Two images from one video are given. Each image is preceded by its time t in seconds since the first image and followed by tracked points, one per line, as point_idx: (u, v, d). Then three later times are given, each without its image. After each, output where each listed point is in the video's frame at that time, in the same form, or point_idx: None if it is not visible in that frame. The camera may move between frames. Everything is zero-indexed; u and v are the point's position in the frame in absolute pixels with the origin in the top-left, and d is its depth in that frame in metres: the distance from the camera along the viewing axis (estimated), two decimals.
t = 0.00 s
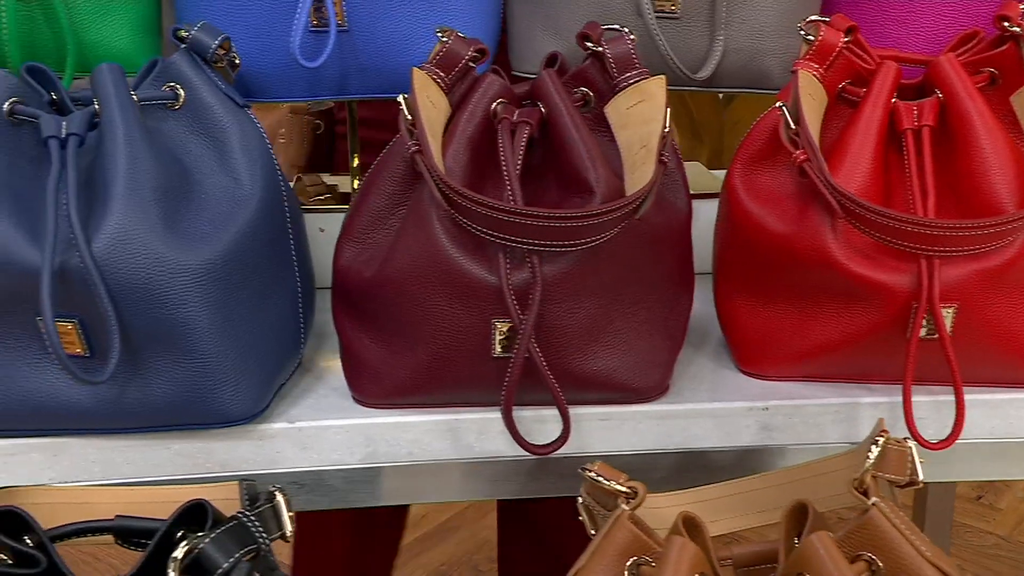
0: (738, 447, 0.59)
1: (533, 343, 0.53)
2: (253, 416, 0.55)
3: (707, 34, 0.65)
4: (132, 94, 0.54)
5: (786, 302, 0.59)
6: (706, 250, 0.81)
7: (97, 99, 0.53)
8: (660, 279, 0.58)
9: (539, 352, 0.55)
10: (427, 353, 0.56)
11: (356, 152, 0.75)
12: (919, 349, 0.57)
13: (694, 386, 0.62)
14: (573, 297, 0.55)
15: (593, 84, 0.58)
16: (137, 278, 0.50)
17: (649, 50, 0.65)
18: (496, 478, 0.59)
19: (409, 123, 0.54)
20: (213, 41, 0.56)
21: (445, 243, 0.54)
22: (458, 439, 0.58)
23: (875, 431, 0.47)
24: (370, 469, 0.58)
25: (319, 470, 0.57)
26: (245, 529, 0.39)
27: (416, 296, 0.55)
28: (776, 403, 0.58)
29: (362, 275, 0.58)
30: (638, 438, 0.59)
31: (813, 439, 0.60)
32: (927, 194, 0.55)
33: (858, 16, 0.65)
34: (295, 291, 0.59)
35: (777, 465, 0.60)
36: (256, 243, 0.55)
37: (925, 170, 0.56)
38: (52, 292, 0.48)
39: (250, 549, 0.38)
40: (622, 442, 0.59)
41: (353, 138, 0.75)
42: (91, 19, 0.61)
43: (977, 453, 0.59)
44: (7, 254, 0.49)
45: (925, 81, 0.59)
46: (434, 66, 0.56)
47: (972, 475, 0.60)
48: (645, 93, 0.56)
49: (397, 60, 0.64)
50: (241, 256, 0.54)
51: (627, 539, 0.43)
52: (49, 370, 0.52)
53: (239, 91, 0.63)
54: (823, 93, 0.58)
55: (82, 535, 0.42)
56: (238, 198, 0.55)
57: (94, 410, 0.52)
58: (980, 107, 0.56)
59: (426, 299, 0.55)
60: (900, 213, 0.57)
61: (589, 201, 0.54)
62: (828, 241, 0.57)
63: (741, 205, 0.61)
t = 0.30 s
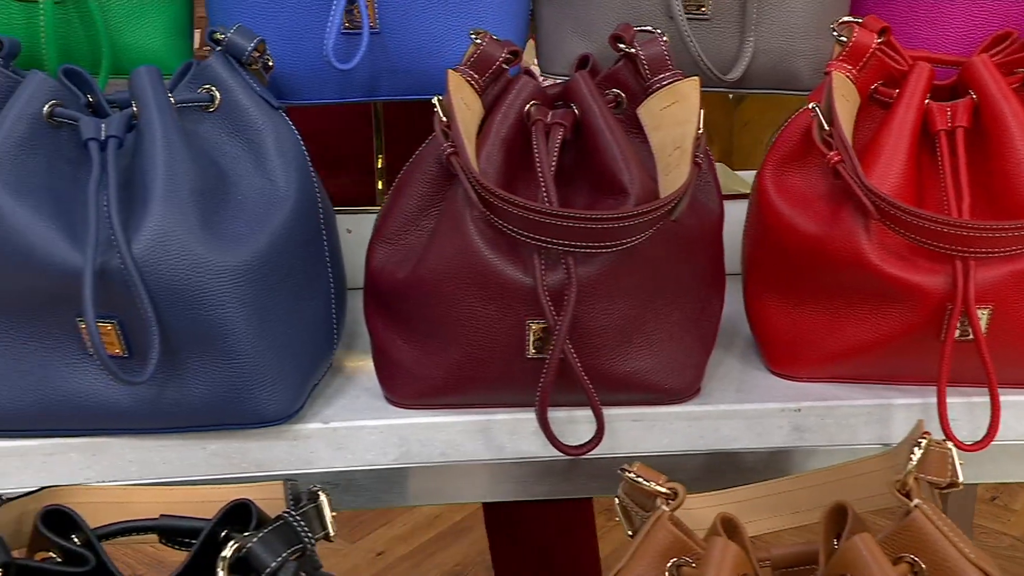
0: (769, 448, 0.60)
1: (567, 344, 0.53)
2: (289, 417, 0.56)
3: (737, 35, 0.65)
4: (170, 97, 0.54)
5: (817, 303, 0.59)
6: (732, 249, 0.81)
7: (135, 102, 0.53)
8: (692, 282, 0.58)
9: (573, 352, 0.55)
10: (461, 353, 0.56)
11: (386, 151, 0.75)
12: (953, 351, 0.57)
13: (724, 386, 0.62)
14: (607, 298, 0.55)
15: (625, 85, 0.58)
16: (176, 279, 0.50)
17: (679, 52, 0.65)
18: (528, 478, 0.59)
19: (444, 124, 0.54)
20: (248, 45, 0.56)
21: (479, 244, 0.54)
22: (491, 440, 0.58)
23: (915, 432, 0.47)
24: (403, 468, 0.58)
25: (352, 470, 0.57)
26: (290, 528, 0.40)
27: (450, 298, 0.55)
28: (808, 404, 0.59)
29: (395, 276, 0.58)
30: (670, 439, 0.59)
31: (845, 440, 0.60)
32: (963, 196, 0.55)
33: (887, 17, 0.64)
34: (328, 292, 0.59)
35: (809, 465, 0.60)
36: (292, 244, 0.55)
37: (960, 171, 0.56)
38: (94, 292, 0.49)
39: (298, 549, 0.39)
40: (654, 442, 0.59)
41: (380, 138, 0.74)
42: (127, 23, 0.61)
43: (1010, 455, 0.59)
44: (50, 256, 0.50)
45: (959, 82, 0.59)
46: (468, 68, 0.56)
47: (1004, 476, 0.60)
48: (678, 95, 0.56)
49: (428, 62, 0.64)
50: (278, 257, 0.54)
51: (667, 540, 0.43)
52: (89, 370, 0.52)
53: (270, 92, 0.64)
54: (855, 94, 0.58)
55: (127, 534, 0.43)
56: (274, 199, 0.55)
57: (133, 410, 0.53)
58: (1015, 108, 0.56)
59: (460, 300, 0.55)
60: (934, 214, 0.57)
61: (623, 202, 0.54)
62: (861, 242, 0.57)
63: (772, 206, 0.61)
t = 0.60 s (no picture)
0: (796, 447, 0.60)
1: (596, 344, 0.53)
2: (319, 416, 0.56)
3: (763, 35, 0.65)
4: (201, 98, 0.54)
5: (844, 302, 0.59)
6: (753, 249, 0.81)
7: (168, 102, 0.54)
8: (720, 281, 0.58)
9: (602, 351, 0.55)
10: (489, 352, 0.56)
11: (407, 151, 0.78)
12: (982, 351, 0.58)
13: (750, 385, 0.62)
14: (636, 297, 0.55)
15: (653, 84, 0.58)
16: (209, 279, 0.51)
17: (705, 51, 0.65)
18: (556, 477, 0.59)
19: (475, 124, 0.54)
20: (279, 46, 0.56)
21: (509, 244, 0.55)
22: (519, 439, 0.58)
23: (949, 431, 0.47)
24: (432, 467, 0.58)
25: (381, 468, 0.58)
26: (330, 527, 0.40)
27: (479, 297, 0.56)
28: (835, 404, 0.59)
29: (424, 275, 0.58)
30: (697, 438, 0.59)
31: (872, 439, 0.60)
32: (992, 195, 0.55)
33: (913, 17, 0.64)
34: (356, 291, 0.60)
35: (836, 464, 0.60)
36: (322, 244, 0.56)
37: (989, 170, 0.56)
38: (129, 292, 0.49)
39: (338, 548, 0.39)
40: (681, 441, 0.59)
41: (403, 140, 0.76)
42: (157, 24, 0.61)
43: None
44: (85, 256, 0.50)
45: (987, 81, 0.59)
46: (497, 67, 0.56)
47: None
48: (707, 94, 0.55)
49: (454, 61, 0.64)
50: (308, 257, 0.55)
51: (703, 539, 0.43)
52: (123, 369, 0.53)
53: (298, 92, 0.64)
54: (883, 93, 0.58)
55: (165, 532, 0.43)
56: (304, 199, 0.55)
57: (166, 409, 0.53)
58: None
59: (490, 299, 0.55)
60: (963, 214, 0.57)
61: (652, 202, 0.54)
62: (890, 241, 0.57)
63: (799, 206, 0.61)
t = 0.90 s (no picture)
0: (834, 446, 0.60)
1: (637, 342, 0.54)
2: (360, 414, 0.56)
3: (799, 34, 0.65)
4: (244, 97, 0.55)
5: (883, 301, 0.59)
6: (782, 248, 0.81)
7: (212, 102, 0.54)
8: (760, 280, 0.57)
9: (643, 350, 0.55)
10: (528, 351, 0.56)
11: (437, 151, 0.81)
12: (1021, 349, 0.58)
13: (787, 384, 0.62)
14: (675, 296, 0.55)
15: (692, 83, 0.58)
16: (254, 277, 0.51)
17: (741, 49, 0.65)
18: (594, 475, 0.60)
19: (516, 123, 0.54)
20: (320, 46, 0.57)
21: (549, 242, 0.55)
22: (557, 437, 0.58)
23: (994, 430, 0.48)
24: (470, 465, 0.58)
25: (420, 465, 0.58)
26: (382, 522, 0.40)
27: (519, 295, 0.56)
28: (875, 403, 0.59)
29: (463, 273, 0.59)
30: (735, 437, 0.59)
31: (909, 438, 0.60)
32: None
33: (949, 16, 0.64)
34: (395, 290, 0.60)
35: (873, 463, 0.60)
36: (362, 242, 0.56)
37: None
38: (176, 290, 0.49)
39: (391, 543, 0.39)
40: (719, 440, 0.59)
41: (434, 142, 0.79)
42: (197, 25, 0.62)
43: None
44: (132, 255, 0.50)
45: None
46: (536, 67, 0.57)
47: None
48: (747, 93, 0.55)
49: (490, 61, 0.64)
50: (350, 255, 0.55)
51: (751, 537, 0.43)
52: (168, 367, 0.53)
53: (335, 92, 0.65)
54: (922, 92, 0.58)
55: (217, 528, 0.44)
56: (345, 198, 0.56)
57: (210, 406, 0.53)
58: None
59: (530, 298, 0.55)
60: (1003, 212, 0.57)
61: (692, 200, 0.54)
62: (930, 239, 0.57)
63: (836, 204, 0.60)
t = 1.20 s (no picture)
0: (892, 446, 0.60)
1: (698, 342, 0.54)
2: (420, 411, 0.57)
3: (855, 33, 0.64)
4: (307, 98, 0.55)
5: (942, 301, 0.59)
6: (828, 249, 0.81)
7: (276, 102, 0.55)
8: (820, 280, 0.57)
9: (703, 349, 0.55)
10: (586, 350, 0.57)
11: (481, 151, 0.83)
12: None
13: (844, 384, 0.62)
14: (736, 296, 0.55)
15: (750, 82, 0.58)
16: (319, 275, 0.52)
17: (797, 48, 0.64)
18: (650, 473, 0.60)
19: (578, 122, 0.55)
20: (381, 46, 0.57)
21: (609, 242, 0.55)
22: (615, 436, 0.59)
23: None
24: (528, 463, 0.59)
25: (479, 463, 0.59)
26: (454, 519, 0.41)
27: (578, 294, 0.56)
28: (935, 403, 0.59)
29: (521, 272, 0.59)
30: (793, 436, 0.59)
31: (969, 439, 0.60)
32: None
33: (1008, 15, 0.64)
34: (452, 289, 0.60)
35: (932, 464, 0.60)
36: (423, 241, 0.56)
37: None
38: (245, 288, 0.50)
39: (467, 539, 0.40)
40: (777, 439, 0.59)
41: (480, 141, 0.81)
42: (255, 27, 0.62)
43: None
44: (201, 253, 0.51)
45: None
46: (596, 66, 0.57)
47: None
48: (808, 92, 0.55)
49: (545, 62, 0.64)
50: (411, 254, 0.55)
51: (821, 536, 0.43)
52: (233, 363, 0.54)
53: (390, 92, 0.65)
54: (984, 91, 0.58)
55: (290, 523, 0.44)
56: (406, 197, 0.56)
57: (274, 402, 0.54)
58: None
59: (589, 297, 0.56)
60: None
61: (753, 199, 0.54)
62: (992, 240, 0.56)
63: (894, 205, 0.60)
